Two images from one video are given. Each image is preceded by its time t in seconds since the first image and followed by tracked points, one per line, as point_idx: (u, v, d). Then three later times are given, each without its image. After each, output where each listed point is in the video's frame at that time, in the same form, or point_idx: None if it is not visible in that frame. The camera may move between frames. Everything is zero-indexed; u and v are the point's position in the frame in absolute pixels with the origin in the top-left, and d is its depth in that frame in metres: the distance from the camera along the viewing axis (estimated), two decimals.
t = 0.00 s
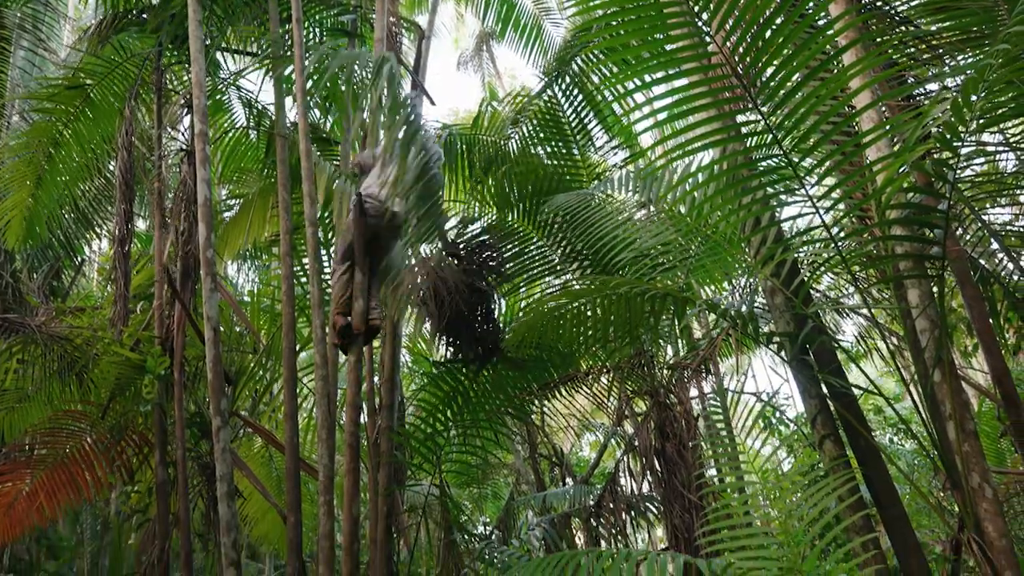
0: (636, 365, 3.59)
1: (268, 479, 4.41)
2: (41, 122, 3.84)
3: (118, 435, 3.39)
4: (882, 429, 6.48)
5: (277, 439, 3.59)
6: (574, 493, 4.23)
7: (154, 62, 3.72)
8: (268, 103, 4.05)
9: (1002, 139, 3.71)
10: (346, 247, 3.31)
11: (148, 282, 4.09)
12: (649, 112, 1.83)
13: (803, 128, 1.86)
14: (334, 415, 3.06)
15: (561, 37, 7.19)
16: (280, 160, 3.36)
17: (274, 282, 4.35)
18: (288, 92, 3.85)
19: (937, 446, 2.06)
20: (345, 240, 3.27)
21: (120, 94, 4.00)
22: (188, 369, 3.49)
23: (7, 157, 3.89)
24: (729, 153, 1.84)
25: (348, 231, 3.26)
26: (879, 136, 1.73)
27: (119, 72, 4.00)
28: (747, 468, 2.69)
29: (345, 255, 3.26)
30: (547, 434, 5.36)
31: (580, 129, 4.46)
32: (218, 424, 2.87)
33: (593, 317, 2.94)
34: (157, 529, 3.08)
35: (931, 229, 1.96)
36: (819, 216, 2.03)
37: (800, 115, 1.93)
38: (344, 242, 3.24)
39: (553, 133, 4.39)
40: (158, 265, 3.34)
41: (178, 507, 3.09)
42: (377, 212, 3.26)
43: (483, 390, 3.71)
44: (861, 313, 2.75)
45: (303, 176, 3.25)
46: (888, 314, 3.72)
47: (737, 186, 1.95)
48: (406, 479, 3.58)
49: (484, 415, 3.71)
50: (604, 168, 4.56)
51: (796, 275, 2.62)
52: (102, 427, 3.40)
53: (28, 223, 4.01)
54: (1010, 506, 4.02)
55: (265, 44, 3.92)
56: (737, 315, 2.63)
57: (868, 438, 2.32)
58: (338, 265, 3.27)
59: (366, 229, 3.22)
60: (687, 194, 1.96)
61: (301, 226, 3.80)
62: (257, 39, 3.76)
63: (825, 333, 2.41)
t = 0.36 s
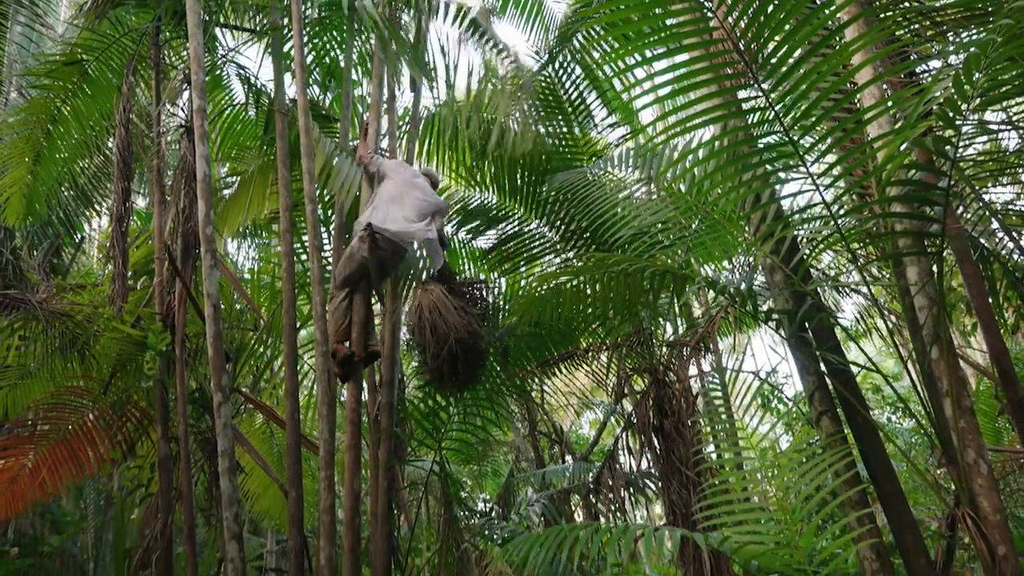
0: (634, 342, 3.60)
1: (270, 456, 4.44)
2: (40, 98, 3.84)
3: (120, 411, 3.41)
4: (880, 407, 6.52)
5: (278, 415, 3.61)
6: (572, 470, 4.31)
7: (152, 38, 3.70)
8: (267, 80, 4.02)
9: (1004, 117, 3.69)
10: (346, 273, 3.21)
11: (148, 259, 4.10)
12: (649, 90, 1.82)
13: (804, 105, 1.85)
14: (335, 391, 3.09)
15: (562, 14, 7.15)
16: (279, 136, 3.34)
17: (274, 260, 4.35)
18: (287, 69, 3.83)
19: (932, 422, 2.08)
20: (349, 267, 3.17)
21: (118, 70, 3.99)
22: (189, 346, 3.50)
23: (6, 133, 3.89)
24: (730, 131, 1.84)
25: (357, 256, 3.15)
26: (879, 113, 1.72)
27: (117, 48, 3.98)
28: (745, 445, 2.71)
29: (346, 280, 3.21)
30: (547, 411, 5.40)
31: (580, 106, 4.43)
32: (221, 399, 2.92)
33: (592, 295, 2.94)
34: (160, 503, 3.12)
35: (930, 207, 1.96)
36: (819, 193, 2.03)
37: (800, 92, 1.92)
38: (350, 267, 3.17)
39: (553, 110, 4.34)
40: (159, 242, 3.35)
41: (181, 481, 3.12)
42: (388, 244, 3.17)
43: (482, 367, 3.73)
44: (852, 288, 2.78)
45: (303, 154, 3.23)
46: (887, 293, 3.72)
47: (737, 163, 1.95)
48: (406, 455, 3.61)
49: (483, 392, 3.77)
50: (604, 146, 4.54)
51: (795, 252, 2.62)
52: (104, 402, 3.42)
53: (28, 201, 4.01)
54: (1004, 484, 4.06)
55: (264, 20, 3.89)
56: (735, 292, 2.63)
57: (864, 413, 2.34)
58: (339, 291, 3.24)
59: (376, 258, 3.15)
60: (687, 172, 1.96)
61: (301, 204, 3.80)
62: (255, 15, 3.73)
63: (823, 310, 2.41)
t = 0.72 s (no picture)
0: (635, 309, 3.58)
1: (271, 418, 4.47)
2: (36, 59, 3.79)
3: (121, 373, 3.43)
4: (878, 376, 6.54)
5: (279, 378, 3.64)
6: (572, 435, 4.37)
7: None
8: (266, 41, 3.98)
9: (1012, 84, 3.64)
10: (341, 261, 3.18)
11: (148, 222, 4.09)
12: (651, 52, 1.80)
13: (808, 69, 1.82)
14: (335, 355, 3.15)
15: None
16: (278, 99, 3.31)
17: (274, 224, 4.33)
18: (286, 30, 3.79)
19: (928, 387, 2.08)
20: (345, 258, 3.13)
21: (115, 30, 3.93)
22: (189, 309, 3.51)
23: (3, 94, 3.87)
24: (733, 94, 1.80)
25: (354, 248, 3.11)
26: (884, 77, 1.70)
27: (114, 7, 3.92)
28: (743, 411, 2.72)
29: (339, 268, 3.18)
30: (546, 377, 5.42)
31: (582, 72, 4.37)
32: (221, 361, 2.94)
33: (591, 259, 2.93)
34: (162, 463, 3.15)
35: (934, 173, 1.95)
36: (822, 160, 2.00)
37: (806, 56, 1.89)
38: (345, 257, 3.13)
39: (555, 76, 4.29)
40: (158, 204, 3.33)
41: (183, 442, 3.15)
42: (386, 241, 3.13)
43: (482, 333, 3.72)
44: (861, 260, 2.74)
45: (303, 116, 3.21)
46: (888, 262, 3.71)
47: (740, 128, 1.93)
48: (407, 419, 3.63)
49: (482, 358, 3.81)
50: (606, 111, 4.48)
51: (796, 218, 2.61)
52: (105, 364, 3.44)
53: (26, 161, 4.01)
54: (998, 451, 4.10)
55: None
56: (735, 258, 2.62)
57: (861, 378, 2.35)
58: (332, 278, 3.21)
59: (375, 253, 3.10)
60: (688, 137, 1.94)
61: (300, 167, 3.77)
62: None
63: (822, 275, 2.41)
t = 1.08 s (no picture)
0: (631, 282, 3.58)
1: (269, 390, 4.48)
2: (28, 28, 3.74)
3: (119, 343, 3.43)
4: (873, 352, 6.57)
5: (276, 350, 3.64)
6: (569, 408, 4.37)
7: None
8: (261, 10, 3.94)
9: (1012, 57, 3.61)
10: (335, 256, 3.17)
11: (144, 193, 4.07)
12: (651, 20, 1.78)
13: (808, 38, 1.82)
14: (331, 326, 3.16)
15: None
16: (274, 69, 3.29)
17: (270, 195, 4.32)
18: None
19: (921, 360, 2.10)
20: (337, 252, 3.13)
21: None
22: (186, 280, 3.51)
23: None
24: (732, 64, 1.79)
25: (346, 243, 3.11)
26: (884, 47, 1.69)
27: None
28: (737, 382, 2.74)
29: (334, 262, 3.18)
30: (543, 351, 5.43)
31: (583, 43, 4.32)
32: (218, 331, 2.95)
33: (589, 230, 2.92)
34: (161, 433, 3.17)
35: (932, 144, 1.94)
36: (820, 131, 2.00)
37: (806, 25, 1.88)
38: (338, 252, 3.14)
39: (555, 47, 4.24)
40: (154, 175, 3.32)
41: (180, 413, 3.17)
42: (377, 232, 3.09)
43: (480, 304, 3.74)
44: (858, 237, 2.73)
45: (300, 87, 3.19)
46: (884, 236, 3.71)
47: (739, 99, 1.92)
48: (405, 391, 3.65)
49: (480, 331, 3.83)
50: (606, 83, 4.45)
51: (793, 190, 2.60)
52: (103, 335, 3.44)
53: (19, 131, 3.97)
54: (991, 425, 4.13)
55: None
56: (732, 230, 2.62)
57: (856, 350, 2.36)
58: (328, 275, 3.21)
59: (364, 246, 3.08)
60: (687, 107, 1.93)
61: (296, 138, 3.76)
62: None
63: (819, 248, 2.42)
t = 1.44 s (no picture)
0: (631, 261, 3.60)
1: (268, 366, 4.49)
2: None
3: (117, 318, 3.43)
4: (871, 333, 6.59)
5: (274, 325, 3.64)
6: (566, 387, 4.39)
7: None
8: None
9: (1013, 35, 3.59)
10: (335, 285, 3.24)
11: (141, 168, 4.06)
12: None
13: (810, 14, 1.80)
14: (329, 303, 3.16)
15: None
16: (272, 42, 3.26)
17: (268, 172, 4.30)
18: None
19: (918, 338, 2.11)
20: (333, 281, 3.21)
21: None
22: (184, 255, 3.50)
23: None
24: (733, 41, 1.77)
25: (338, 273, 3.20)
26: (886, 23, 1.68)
27: None
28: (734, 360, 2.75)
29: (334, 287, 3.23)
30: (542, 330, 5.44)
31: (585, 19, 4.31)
32: (216, 307, 2.96)
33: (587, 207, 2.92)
34: (160, 408, 3.18)
35: (932, 122, 1.93)
36: (820, 108, 1.99)
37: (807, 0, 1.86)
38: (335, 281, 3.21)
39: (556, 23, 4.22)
40: (151, 149, 3.31)
41: (179, 387, 3.18)
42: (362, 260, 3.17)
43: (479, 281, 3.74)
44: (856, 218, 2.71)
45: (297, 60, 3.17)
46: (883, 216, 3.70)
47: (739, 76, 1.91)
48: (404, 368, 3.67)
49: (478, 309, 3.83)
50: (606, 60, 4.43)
51: (793, 168, 2.60)
52: (101, 309, 3.44)
53: (14, 103, 3.99)
54: (986, 406, 4.15)
55: None
56: (731, 207, 2.61)
57: (852, 328, 2.37)
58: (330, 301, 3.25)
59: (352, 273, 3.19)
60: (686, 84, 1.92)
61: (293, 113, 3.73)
62: None
63: (816, 226, 2.42)
